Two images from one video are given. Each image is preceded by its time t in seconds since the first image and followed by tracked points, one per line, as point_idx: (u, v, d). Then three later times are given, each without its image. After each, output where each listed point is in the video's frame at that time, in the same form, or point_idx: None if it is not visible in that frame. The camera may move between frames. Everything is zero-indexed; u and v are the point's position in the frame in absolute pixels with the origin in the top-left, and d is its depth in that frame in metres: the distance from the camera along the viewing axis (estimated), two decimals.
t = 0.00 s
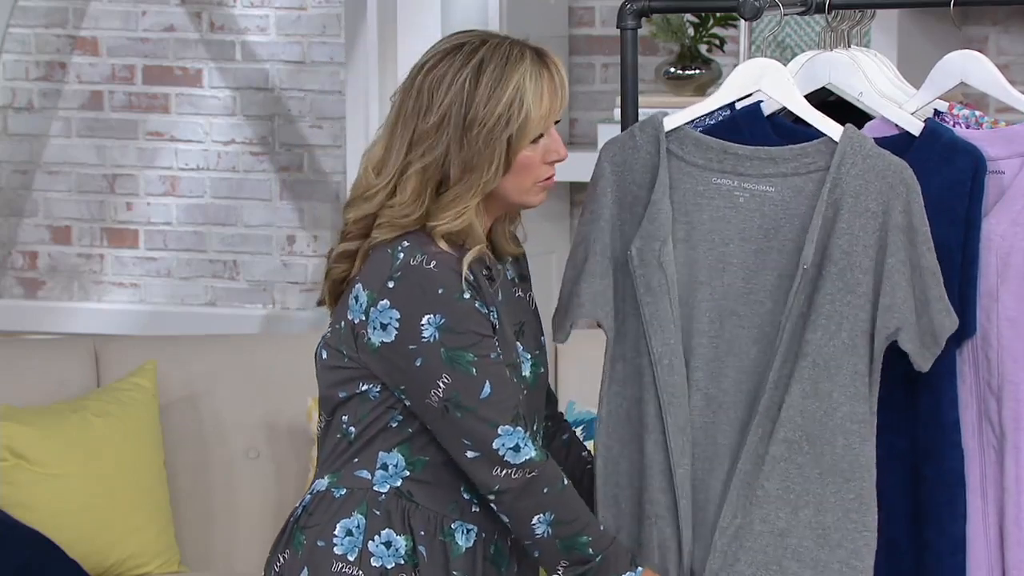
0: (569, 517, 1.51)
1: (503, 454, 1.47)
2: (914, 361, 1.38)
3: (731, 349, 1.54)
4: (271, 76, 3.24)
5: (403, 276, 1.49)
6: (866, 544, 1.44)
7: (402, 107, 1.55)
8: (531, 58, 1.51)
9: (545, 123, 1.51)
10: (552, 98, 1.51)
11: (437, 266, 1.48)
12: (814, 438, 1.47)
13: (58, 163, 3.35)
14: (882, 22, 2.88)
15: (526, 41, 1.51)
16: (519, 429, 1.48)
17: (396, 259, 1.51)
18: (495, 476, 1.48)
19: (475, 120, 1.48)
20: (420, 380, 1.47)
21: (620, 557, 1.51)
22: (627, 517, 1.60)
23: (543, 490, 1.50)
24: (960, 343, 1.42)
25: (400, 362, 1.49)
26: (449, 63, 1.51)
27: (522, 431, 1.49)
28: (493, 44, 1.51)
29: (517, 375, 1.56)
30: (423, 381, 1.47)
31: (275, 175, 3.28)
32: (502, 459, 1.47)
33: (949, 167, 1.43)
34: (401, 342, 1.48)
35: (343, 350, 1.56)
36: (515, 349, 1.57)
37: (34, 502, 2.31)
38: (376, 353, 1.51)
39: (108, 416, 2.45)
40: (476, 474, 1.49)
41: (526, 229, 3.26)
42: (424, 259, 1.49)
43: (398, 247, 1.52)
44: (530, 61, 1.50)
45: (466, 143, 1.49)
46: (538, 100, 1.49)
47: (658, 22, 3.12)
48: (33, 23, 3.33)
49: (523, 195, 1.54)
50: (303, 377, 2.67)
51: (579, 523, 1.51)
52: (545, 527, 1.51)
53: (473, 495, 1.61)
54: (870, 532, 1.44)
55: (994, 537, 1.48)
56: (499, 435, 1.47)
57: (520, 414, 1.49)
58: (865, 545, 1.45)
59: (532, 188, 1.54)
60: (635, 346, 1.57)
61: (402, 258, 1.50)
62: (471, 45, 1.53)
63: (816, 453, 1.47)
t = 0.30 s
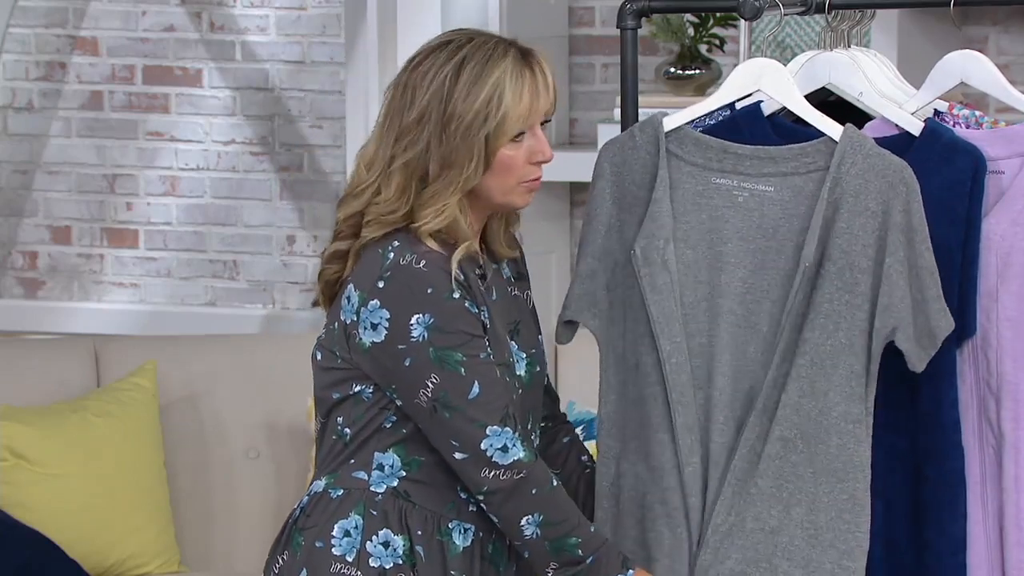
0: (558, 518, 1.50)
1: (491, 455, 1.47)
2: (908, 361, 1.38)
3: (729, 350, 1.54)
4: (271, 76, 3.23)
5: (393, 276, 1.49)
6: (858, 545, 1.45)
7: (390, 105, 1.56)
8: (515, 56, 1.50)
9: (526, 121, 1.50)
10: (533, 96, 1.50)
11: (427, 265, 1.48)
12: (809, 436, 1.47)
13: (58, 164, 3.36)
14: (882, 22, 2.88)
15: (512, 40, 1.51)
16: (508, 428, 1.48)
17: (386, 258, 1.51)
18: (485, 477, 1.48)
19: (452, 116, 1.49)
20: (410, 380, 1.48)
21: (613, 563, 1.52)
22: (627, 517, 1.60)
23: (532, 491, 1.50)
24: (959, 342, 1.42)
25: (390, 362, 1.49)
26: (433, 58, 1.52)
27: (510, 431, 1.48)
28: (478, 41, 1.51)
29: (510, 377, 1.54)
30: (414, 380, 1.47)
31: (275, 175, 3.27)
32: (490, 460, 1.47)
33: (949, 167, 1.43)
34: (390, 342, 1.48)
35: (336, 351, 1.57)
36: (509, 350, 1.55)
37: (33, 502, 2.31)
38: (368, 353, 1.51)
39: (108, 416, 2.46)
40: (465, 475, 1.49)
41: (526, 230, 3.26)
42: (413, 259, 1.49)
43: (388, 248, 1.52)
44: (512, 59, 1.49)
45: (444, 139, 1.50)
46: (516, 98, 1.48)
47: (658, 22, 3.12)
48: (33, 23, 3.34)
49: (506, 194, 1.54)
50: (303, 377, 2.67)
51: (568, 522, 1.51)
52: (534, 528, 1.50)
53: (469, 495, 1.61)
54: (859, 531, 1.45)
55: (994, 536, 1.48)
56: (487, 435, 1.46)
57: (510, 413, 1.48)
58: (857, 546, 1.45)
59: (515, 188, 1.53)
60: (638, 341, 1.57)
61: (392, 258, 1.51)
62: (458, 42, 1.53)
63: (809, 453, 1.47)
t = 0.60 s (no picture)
0: (557, 514, 1.50)
1: (487, 452, 1.47)
2: (924, 357, 1.39)
3: (738, 346, 1.53)
4: (272, 76, 3.23)
5: (386, 275, 1.49)
6: (864, 543, 1.46)
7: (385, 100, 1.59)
8: (498, 53, 1.51)
9: (500, 115, 1.49)
10: (508, 92, 1.50)
11: (419, 264, 1.48)
12: (824, 435, 1.48)
13: (58, 163, 3.36)
14: (882, 22, 2.88)
15: (499, 37, 1.52)
16: (504, 426, 1.48)
17: (379, 258, 1.51)
18: (483, 474, 1.48)
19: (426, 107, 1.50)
20: (404, 379, 1.48)
21: (616, 556, 1.49)
22: (626, 516, 1.59)
23: (528, 488, 1.49)
24: (960, 343, 1.42)
25: (384, 361, 1.49)
26: (422, 52, 1.55)
27: (507, 429, 1.48)
28: (464, 37, 1.53)
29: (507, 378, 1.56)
30: (408, 380, 1.47)
31: (275, 175, 3.27)
32: (486, 457, 1.47)
33: (949, 167, 1.43)
34: (384, 341, 1.48)
35: (332, 350, 1.57)
36: (505, 351, 1.58)
37: (33, 502, 2.31)
38: (362, 352, 1.51)
39: (108, 416, 2.45)
40: (462, 473, 1.49)
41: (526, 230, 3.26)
42: (407, 257, 1.49)
43: (382, 246, 1.52)
44: (491, 54, 1.50)
45: (417, 131, 1.52)
46: (488, 92, 1.48)
47: (658, 22, 3.12)
48: (33, 23, 3.34)
49: (484, 192, 1.53)
50: (304, 378, 2.67)
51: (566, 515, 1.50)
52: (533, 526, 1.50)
53: (465, 495, 1.61)
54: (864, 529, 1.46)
55: (994, 537, 1.48)
56: (483, 433, 1.47)
57: (507, 412, 1.49)
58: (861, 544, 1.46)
59: (493, 186, 1.52)
60: (648, 341, 1.56)
61: (386, 256, 1.50)
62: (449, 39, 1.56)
63: (822, 449, 1.48)
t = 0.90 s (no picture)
0: (552, 523, 1.50)
1: (487, 454, 1.47)
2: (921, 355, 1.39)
3: (740, 342, 1.53)
4: (272, 76, 3.23)
5: (387, 276, 1.49)
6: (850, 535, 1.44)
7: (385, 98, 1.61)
8: (490, 52, 1.51)
9: (487, 114, 1.50)
10: (497, 91, 1.50)
11: (420, 265, 1.48)
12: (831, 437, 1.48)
13: (58, 164, 3.36)
14: (882, 22, 2.88)
15: (494, 37, 1.53)
16: (505, 428, 1.48)
17: (381, 258, 1.51)
18: (482, 476, 1.48)
19: (416, 105, 1.52)
20: (405, 380, 1.48)
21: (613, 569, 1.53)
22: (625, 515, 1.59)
23: (527, 492, 1.49)
24: (959, 343, 1.42)
25: (386, 362, 1.49)
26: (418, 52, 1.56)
27: (508, 431, 1.48)
28: (458, 36, 1.54)
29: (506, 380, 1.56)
30: (409, 381, 1.48)
31: (275, 175, 3.27)
32: (486, 459, 1.47)
33: (949, 167, 1.43)
34: (385, 342, 1.48)
35: (333, 351, 1.57)
36: (506, 354, 1.58)
37: (33, 502, 2.31)
38: (363, 353, 1.51)
39: (108, 416, 2.46)
40: (461, 474, 1.48)
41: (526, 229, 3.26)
42: (408, 259, 1.49)
43: (384, 247, 1.51)
44: (481, 52, 1.51)
45: (408, 128, 1.53)
46: (475, 90, 1.49)
47: (658, 22, 3.12)
48: (33, 23, 3.34)
49: (476, 192, 1.53)
50: (304, 378, 2.67)
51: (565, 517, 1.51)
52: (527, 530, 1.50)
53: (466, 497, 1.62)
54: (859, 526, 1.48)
55: (993, 537, 1.48)
56: (484, 435, 1.47)
57: (508, 415, 1.49)
58: (845, 537, 1.44)
59: (484, 186, 1.53)
60: (656, 342, 1.57)
61: (388, 258, 1.50)
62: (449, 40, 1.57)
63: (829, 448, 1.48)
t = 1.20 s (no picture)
0: (546, 529, 1.49)
1: (481, 457, 1.47)
2: (929, 351, 1.39)
3: (745, 339, 1.52)
4: (271, 76, 3.23)
5: (388, 277, 1.49)
6: (839, 528, 1.43)
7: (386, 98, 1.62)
8: (484, 50, 1.52)
9: (476, 110, 1.50)
10: (486, 87, 1.50)
11: (421, 267, 1.48)
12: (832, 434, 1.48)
13: (58, 164, 3.36)
14: (882, 22, 2.88)
15: (488, 36, 1.54)
16: (501, 432, 1.48)
17: (383, 260, 1.51)
18: (477, 481, 1.48)
19: (408, 103, 1.53)
20: (405, 382, 1.48)
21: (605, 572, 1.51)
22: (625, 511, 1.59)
23: (520, 497, 1.49)
24: (959, 343, 1.43)
25: (386, 363, 1.49)
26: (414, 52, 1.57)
27: (504, 435, 1.48)
28: (454, 36, 1.54)
29: (506, 381, 1.56)
30: (409, 382, 1.48)
31: (275, 174, 3.27)
32: (481, 463, 1.47)
33: (949, 167, 1.43)
34: (385, 344, 1.48)
35: (335, 351, 1.57)
36: (506, 354, 1.58)
37: (33, 502, 2.31)
38: (364, 354, 1.52)
39: (108, 416, 2.46)
40: (457, 478, 1.49)
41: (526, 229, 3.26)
42: (409, 261, 1.49)
43: (386, 249, 1.51)
44: (473, 51, 1.51)
45: (400, 125, 1.54)
46: (465, 86, 1.49)
47: (658, 22, 3.12)
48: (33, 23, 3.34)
49: (467, 190, 1.53)
50: (304, 377, 2.67)
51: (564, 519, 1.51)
52: (520, 535, 1.50)
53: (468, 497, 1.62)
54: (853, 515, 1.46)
55: (992, 536, 1.48)
56: (479, 438, 1.47)
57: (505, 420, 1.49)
58: (835, 529, 1.44)
59: (476, 184, 1.53)
60: (661, 342, 1.57)
61: (389, 259, 1.50)
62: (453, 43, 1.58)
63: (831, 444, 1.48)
